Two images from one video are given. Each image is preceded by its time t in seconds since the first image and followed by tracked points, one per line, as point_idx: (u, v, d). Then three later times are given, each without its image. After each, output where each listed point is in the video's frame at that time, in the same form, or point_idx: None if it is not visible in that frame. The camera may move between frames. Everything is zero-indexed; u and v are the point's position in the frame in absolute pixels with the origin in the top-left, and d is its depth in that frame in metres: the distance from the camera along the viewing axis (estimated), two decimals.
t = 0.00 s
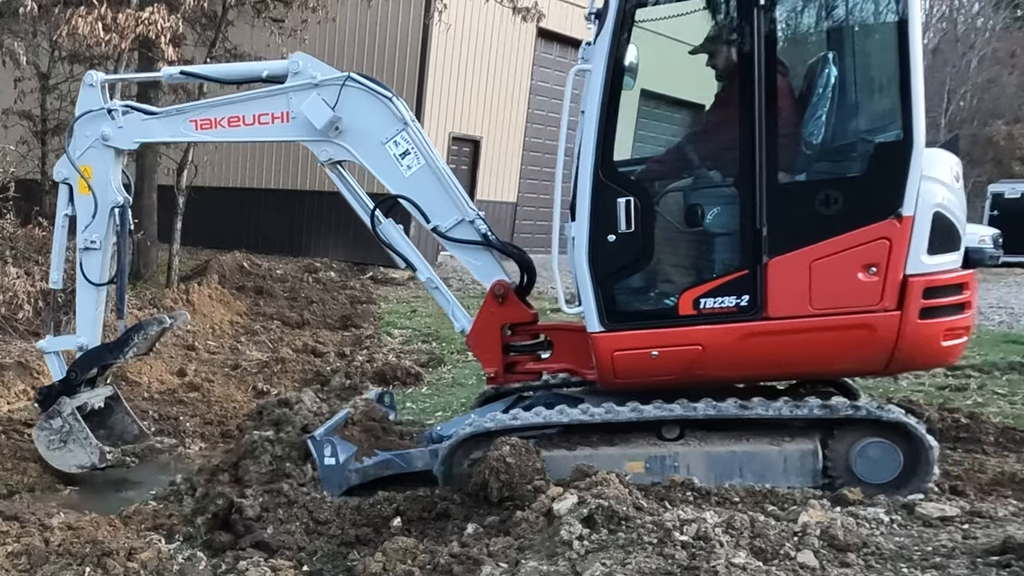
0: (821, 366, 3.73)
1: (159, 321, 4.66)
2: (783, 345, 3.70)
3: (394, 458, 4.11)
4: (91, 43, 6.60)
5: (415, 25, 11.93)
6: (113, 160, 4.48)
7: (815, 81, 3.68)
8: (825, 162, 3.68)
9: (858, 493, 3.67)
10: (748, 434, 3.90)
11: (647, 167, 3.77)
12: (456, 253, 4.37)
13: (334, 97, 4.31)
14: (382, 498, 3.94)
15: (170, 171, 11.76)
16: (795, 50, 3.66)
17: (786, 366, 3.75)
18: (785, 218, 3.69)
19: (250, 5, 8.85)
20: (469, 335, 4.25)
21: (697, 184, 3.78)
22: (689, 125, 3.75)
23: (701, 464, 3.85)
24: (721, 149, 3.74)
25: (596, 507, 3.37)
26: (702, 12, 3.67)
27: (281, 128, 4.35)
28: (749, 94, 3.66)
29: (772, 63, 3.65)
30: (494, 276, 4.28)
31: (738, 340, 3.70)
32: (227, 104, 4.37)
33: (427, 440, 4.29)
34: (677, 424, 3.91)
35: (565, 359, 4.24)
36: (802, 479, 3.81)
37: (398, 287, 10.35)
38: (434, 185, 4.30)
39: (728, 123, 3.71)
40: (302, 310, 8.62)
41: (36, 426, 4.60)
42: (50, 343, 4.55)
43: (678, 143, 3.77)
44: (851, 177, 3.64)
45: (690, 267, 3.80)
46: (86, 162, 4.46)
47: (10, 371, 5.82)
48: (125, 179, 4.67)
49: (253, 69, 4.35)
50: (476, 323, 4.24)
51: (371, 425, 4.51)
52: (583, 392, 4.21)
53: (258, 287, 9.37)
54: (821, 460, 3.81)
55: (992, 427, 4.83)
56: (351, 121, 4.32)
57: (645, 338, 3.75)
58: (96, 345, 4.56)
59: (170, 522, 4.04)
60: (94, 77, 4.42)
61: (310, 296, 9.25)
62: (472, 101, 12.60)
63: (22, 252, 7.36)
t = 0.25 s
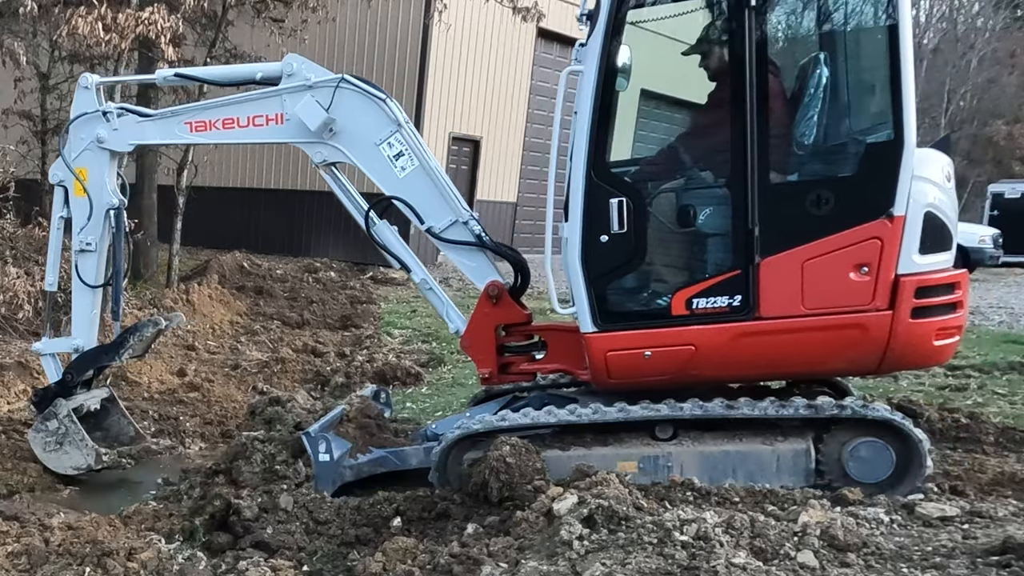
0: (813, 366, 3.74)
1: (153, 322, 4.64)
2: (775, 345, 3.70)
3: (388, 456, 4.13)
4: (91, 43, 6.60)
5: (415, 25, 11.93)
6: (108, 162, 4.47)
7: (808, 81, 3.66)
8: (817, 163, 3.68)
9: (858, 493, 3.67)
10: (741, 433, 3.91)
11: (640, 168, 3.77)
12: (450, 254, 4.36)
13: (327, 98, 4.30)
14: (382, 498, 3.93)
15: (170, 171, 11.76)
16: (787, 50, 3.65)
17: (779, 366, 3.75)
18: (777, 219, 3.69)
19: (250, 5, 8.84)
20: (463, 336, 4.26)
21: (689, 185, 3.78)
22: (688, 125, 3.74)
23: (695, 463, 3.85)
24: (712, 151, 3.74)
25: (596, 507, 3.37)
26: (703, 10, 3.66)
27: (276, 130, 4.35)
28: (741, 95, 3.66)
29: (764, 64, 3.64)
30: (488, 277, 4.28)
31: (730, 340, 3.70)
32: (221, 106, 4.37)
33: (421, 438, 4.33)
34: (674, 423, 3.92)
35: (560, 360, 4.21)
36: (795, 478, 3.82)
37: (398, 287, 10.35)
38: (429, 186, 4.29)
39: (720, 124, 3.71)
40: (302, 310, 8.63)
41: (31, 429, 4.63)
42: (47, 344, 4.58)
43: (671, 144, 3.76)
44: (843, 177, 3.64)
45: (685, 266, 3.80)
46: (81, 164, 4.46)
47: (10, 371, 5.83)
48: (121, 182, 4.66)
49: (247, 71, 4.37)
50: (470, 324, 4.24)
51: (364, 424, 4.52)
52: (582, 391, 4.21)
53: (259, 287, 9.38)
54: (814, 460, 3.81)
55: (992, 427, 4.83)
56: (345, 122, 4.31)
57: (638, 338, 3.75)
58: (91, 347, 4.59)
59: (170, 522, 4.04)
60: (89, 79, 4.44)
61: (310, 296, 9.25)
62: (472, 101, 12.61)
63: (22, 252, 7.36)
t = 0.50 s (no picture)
0: (806, 366, 3.74)
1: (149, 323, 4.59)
2: (767, 345, 3.70)
3: (383, 456, 4.15)
4: (91, 43, 6.60)
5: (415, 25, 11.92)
6: (103, 163, 4.47)
7: (800, 82, 3.68)
8: (809, 163, 3.68)
9: (858, 493, 3.67)
10: (734, 433, 3.92)
11: (633, 168, 3.77)
12: (445, 255, 4.38)
13: (322, 99, 4.29)
14: (382, 498, 3.93)
15: (170, 171, 11.77)
16: (779, 52, 3.66)
17: (772, 367, 3.75)
18: (770, 220, 3.69)
19: (250, 5, 8.84)
20: (458, 336, 4.26)
21: (682, 186, 3.78)
22: (686, 124, 3.74)
23: (688, 463, 3.86)
24: (704, 152, 3.74)
25: (596, 507, 3.37)
26: (704, 10, 3.66)
27: (271, 131, 4.34)
28: (734, 96, 3.66)
29: (757, 65, 3.65)
30: (483, 277, 4.29)
31: (723, 340, 3.70)
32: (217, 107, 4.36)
33: (416, 437, 4.33)
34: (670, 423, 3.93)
35: (553, 360, 4.23)
36: (788, 478, 3.83)
37: (398, 288, 10.35)
38: (423, 187, 4.30)
39: (713, 124, 3.71)
40: (302, 310, 8.63)
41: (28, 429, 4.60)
42: (43, 346, 4.57)
43: (664, 145, 3.76)
44: (835, 178, 3.64)
45: (682, 267, 3.79)
46: (77, 165, 4.46)
47: (10, 371, 5.83)
48: (117, 183, 4.66)
49: (243, 72, 4.36)
50: (465, 324, 4.24)
51: (359, 424, 4.52)
52: (580, 391, 4.21)
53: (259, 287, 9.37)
54: (807, 460, 3.82)
55: (992, 427, 4.83)
56: (340, 123, 4.31)
57: (631, 339, 3.75)
58: (87, 348, 4.56)
59: (169, 522, 4.04)
60: (85, 80, 4.44)
61: (310, 296, 9.25)
62: (472, 101, 12.61)
63: (22, 252, 7.36)
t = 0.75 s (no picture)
0: (799, 366, 3.74)
1: (145, 324, 4.67)
2: (760, 346, 3.70)
3: (378, 457, 4.17)
4: (91, 43, 6.60)
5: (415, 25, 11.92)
6: (99, 164, 4.47)
7: (793, 84, 3.68)
8: (802, 164, 3.68)
9: (858, 493, 3.67)
10: (727, 434, 3.95)
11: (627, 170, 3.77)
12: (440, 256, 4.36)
13: (317, 100, 4.29)
14: (382, 498, 3.94)
15: (170, 171, 11.77)
16: (773, 53, 3.66)
17: (765, 367, 3.75)
18: (762, 220, 3.69)
19: (250, 5, 8.84)
20: (453, 336, 4.27)
21: (676, 187, 3.78)
22: (680, 125, 3.74)
23: (681, 463, 3.87)
24: (697, 153, 3.74)
25: (596, 507, 3.37)
26: (702, 9, 3.66)
27: (266, 132, 4.34)
28: (727, 97, 3.66)
29: (750, 66, 3.64)
30: (477, 278, 4.28)
31: (716, 341, 3.70)
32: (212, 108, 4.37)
33: (412, 438, 4.33)
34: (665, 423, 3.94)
35: (547, 360, 4.24)
36: (781, 478, 3.84)
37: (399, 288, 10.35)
38: (418, 188, 4.29)
39: (706, 126, 3.71)
40: (302, 310, 8.63)
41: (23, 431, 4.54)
42: (39, 347, 4.56)
43: (657, 147, 3.77)
44: (828, 179, 3.64)
45: (680, 267, 3.79)
46: (73, 166, 4.46)
47: (10, 371, 5.84)
48: (113, 184, 4.66)
49: (237, 74, 4.37)
50: (460, 324, 4.25)
51: (353, 424, 4.51)
52: (575, 392, 4.22)
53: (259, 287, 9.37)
54: (799, 460, 3.83)
55: (992, 427, 4.83)
56: (335, 124, 4.31)
57: (624, 339, 3.75)
58: (84, 348, 4.58)
59: (169, 522, 4.04)
60: (81, 82, 4.43)
61: (310, 296, 9.25)
62: (472, 101, 12.61)
63: (22, 252, 7.36)
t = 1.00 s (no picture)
0: (792, 366, 3.74)
1: (141, 325, 4.62)
2: (753, 346, 3.70)
3: (374, 457, 4.18)
4: (91, 43, 6.60)
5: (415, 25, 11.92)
6: (95, 166, 4.47)
7: (786, 84, 3.67)
8: (795, 165, 3.68)
9: (858, 493, 3.66)
10: (721, 434, 3.95)
11: (620, 170, 3.77)
12: (435, 256, 4.37)
13: (312, 102, 4.28)
14: (382, 499, 3.93)
15: (170, 171, 11.77)
16: (766, 54, 3.66)
17: (757, 367, 3.75)
18: (755, 220, 3.69)
19: (250, 5, 8.84)
20: (448, 337, 4.23)
21: (669, 187, 3.77)
22: (674, 126, 3.74)
23: (675, 463, 3.87)
24: (690, 154, 3.74)
25: (596, 507, 3.37)
26: (696, 9, 3.65)
27: (261, 134, 4.34)
28: (719, 98, 3.66)
29: (742, 66, 3.64)
30: (472, 279, 4.27)
31: (709, 341, 3.70)
32: (207, 110, 4.38)
33: (407, 439, 4.35)
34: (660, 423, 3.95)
35: (541, 361, 4.22)
36: (774, 478, 3.84)
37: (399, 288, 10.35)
38: (413, 189, 4.29)
39: (699, 127, 3.71)
40: (302, 310, 8.63)
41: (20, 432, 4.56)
42: (37, 348, 4.56)
43: (650, 148, 3.77)
44: (820, 179, 3.64)
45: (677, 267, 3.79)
46: (69, 168, 4.46)
47: (10, 371, 5.85)
48: (109, 187, 4.66)
49: (234, 75, 4.40)
50: (455, 325, 4.23)
51: (349, 424, 4.53)
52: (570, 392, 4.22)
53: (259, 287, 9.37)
54: (793, 460, 3.83)
55: (993, 427, 4.82)
56: (330, 126, 4.30)
57: (617, 340, 3.75)
58: (81, 349, 4.58)
59: (169, 522, 4.05)
60: (77, 84, 4.46)
61: (310, 296, 9.26)
62: (472, 101, 12.61)
63: (22, 252, 7.37)
